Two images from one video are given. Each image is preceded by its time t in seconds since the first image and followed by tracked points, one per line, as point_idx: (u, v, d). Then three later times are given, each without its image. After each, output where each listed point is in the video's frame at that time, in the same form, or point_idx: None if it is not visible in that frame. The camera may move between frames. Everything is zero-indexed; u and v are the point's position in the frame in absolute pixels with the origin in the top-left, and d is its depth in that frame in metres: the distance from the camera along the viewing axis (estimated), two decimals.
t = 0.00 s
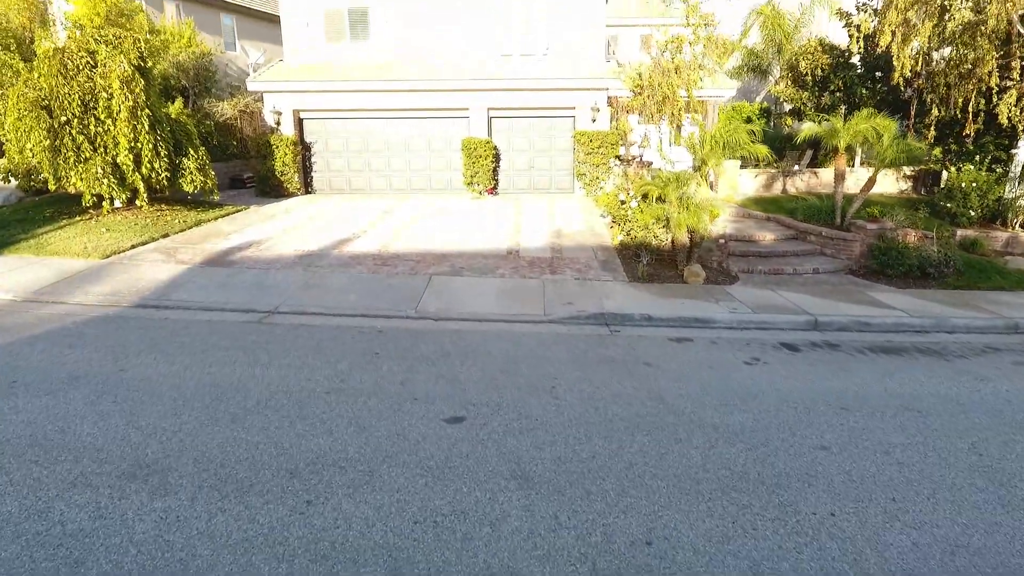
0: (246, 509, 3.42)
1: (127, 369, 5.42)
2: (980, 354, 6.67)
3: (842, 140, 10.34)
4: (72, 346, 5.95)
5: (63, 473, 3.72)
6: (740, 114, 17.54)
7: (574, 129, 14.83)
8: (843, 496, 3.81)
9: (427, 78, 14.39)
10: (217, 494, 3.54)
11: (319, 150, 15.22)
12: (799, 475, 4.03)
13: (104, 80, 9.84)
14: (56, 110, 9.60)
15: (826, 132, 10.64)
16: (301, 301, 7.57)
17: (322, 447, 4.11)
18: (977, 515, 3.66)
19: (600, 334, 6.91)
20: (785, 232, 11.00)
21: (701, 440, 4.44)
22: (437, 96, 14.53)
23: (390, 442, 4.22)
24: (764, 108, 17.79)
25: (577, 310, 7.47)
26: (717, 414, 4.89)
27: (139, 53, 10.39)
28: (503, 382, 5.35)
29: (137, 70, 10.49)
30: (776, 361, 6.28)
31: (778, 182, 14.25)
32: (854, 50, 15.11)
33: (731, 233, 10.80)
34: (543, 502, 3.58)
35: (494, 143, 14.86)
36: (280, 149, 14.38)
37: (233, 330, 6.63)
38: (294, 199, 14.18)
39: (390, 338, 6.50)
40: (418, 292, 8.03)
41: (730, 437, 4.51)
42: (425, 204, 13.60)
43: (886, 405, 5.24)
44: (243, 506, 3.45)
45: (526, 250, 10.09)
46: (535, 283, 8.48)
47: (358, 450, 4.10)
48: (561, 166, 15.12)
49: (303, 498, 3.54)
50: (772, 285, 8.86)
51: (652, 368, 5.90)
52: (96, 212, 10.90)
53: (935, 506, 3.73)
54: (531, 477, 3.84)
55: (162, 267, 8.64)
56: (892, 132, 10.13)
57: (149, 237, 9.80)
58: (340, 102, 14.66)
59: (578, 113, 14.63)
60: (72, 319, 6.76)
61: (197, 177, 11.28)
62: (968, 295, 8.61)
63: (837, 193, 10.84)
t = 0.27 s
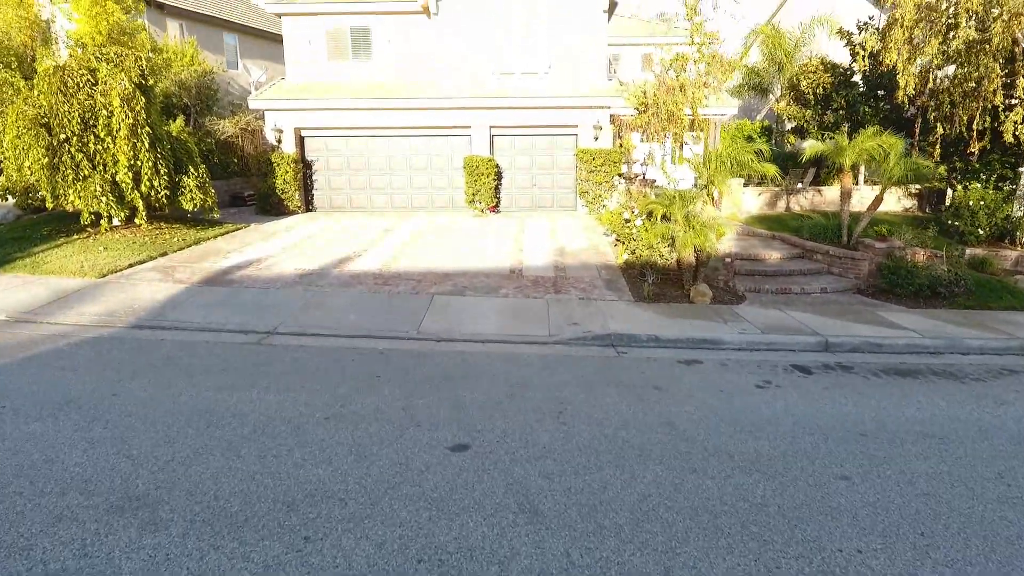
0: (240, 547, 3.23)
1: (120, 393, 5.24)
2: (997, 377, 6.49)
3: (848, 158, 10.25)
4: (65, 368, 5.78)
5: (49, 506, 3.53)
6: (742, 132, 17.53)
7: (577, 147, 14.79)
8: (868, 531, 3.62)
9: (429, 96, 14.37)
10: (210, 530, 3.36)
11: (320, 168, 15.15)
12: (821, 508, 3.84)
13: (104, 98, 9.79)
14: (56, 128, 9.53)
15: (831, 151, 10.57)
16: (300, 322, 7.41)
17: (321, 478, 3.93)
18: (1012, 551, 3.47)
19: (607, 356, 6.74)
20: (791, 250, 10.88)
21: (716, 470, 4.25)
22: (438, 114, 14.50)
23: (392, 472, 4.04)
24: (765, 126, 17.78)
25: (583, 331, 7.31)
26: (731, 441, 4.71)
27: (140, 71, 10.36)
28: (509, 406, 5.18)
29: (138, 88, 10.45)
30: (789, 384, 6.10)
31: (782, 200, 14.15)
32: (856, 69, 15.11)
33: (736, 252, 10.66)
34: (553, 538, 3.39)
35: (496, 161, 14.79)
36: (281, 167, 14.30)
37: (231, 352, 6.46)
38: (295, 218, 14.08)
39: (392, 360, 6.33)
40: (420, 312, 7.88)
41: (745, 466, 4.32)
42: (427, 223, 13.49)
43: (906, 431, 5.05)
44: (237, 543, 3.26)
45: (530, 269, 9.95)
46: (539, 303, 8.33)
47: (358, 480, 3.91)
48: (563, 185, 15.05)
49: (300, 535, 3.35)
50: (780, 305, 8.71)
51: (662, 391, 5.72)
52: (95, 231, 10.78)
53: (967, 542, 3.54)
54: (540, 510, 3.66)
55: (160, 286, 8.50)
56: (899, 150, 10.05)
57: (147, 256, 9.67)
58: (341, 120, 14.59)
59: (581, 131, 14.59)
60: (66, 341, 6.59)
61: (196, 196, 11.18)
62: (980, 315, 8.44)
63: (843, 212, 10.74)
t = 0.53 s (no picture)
0: None
1: (109, 419, 5.05)
2: (1014, 401, 6.30)
3: (853, 176, 10.18)
4: (53, 393, 5.60)
5: (27, 543, 3.34)
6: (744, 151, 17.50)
7: (578, 166, 14.73)
8: (894, 569, 3.42)
9: (430, 115, 14.34)
10: (196, 570, 3.16)
11: (320, 188, 15.07)
12: (843, 544, 3.64)
13: (102, 117, 9.70)
14: (53, 147, 9.45)
15: (836, 169, 10.51)
16: (297, 344, 7.23)
17: (315, 512, 3.73)
18: None
19: (612, 380, 6.56)
20: (796, 270, 10.73)
21: (731, 502, 4.06)
22: (439, 133, 14.45)
23: (390, 505, 3.84)
24: (766, 146, 17.78)
25: (587, 353, 7.13)
26: (745, 471, 4.52)
27: (140, 90, 10.30)
28: (512, 433, 4.99)
29: (137, 106, 10.38)
30: (801, 409, 5.91)
31: (785, 220, 14.04)
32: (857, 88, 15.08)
33: (741, 272, 10.51)
34: None
35: (496, 180, 14.70)
36: (281, 186, 14.21)
37: (225, 375, 6.28)
38: (294, 237, 13.95)
39: (391, 384, 6.14)
40: (420, 334, 7.70)
41: (760, 498, 4.13)
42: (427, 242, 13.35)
43: (925, 459, 4.86)
44: None
45: (532, 289, 9.79)
46: (541, 324, 8.15)
47: (355, 515, 3.72)
48: (565, 204, 14.95)
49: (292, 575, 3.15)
50: (788, 326, 8.55)
51: (670, 417, 5.53)
52: (91, 250, 10.65)
53: None
54: (546, 548, 3.46)
55: (155, 307, 8.33)
56: (905, 169, 9.97)
57: (143, 276, 9.52)
58: (343, 139, 14.57)
59: (583, 150, 14.53)
60: (56, 363, 6.41)
61: (195, 215, 11.06)
62: (991, 337, 8.26)
63: (849, 231, 10.62)
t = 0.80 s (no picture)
0: None
1: (98, 444, 4.87)
2: None
3: (860, 194, 10.11)
4: (42, 417, 5.42)
5: None
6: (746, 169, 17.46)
7: (580, 184, 14.66)
8: None
9: (432, 133, 14.29)
10: None
11: (320, 205, 14.99)
12: None
13: (102, 134, 9.63)
14: (51, 164, 9.36)
15: (842, 187, 10.43)
16: (295, 365, 7.06)
17: (311, 545, 3.54)
18: None
19: (618, 402, 6.37)
20: (802, 288, 10.59)
21: (748, 534, 3.86)
22: (441, 150, 14.40)
23: (390, 538, 3.64)
24: (768, 164, 17.76)
25: (592, 374, 6.96)
26: (760, 500, 4.33)
27: (140, 107, 10.24)
28: (517, 460, 4.80)
29: (137, 124, 10.31)
30: (814, 433, 5.72)
31: (789, 237, 13.92)
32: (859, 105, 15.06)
33: (746, 290, 10.37)
34: None
35: (498, 198, 14.61)
36: (281, 204, 14.11)
37: (220, 398, 6.10)
38: (294, 255, 13.82)
39: (391, 407, 5.96)
40: (422, 354, 7.53)
41: (779, 530, 3.93)
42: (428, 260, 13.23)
43: (947, 487, 4.67)
44: None
45: (535, 308, 9.65)
46: (545, 344, 7.99)
47: (353, 548, 3.53)
48: (567, 222, 14.86)
49: None
50: (796, 346, 8.39)
51: (680, 442, 5.34)
52: (88, 268, 10.51)
53: None
54: None
55: (151, 326, 8.16)
56: (912, 187, 9.91)
57: (139, 295, 9.37)
58: (345, 157, 14.53)
59: (585, 168, 14.46)
60: (47, 385, 6.23)
61: (194, 233, 10.95)
62: (1005, 357, 8.09)
63: (855, 249, 10.50)
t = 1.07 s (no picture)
0: None
1: (85, 470, 4.69)
2: None
3: (865, 212, 10.03)
4: (29, 440, 5.25)
5: None
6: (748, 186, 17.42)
7: (582, 201, 14.58)
8: None
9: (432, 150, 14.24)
10: None
11: (320, 223, 14.90)
12: None
13: (99, 151, 9.54)
14: (48, 181, 9.27)
15: (847, 205, 10.37)
16: (292, 386, 6.89)
17: None
18: None
19: (623, 425, 6.19)
20: (808, 306, 10.44)
21: (763, 567, 3.68)
22: (441, 168, 14.33)
23: (387, 573, 3.46)
24: (769, 181, 17.72)
25: (596, 396, 6.78)
26: (774, 530, 4.14)
27: (139, 124, 10.17)
28: (520, 487, 4.62)
29: (136, 140, 10.24)
30: (826, 457, 5.54)
31: (792, 255, 13.79)
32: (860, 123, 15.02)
33: (751, 309, 10.22)
34: None
35: (499, 215, 14.52)
36: (280, 221, 14.01)
37: (213, 420, 5.93)
38: (292, 273, 13.70)
39: (390, 430, 5.78)
40: (421, 375, 7.36)
41: (795, 562, 3.75)
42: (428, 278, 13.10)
43: (968, 516, 4.48)
44: None
45: (537, 327, 9.48)
46: (547, 365, 7.82)
47: None
48: (569, 239, 14.74)
49: None
50: (803, 366, 8.23)
51: (688, 467, 5.16)
52: (83, 286, 10.38)
53: None
54: None
55: (145, 346, 8.01)
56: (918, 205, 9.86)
57: (135, 313, 9.23)
58: (345, 174, 14.47)
59: (587, 185, 14.39)
60: (36, 407, 6.06)
61: (191, 250, 10.84)
62: (1017, 377, 7.91)
63: (861, 267, 10.37)
